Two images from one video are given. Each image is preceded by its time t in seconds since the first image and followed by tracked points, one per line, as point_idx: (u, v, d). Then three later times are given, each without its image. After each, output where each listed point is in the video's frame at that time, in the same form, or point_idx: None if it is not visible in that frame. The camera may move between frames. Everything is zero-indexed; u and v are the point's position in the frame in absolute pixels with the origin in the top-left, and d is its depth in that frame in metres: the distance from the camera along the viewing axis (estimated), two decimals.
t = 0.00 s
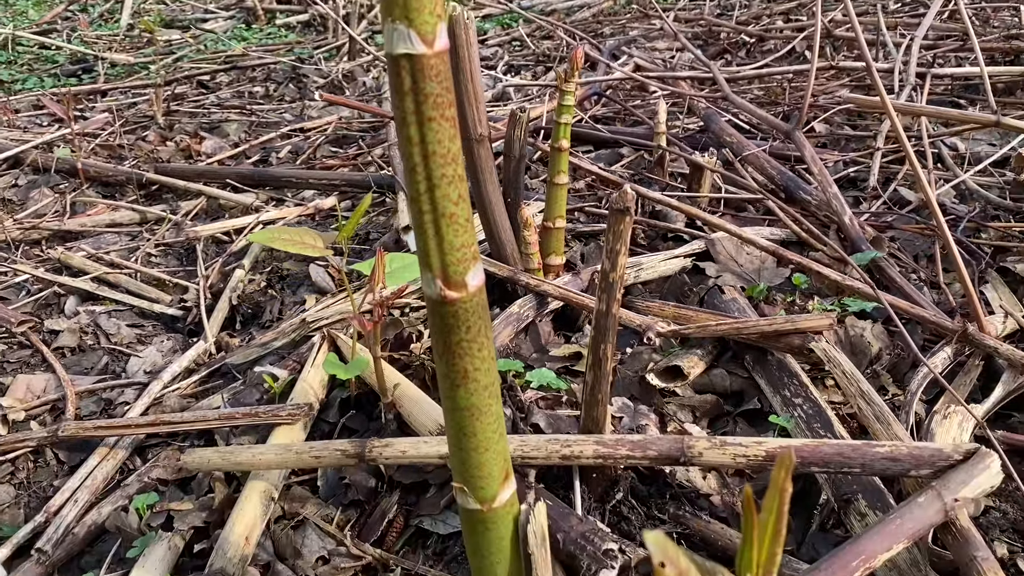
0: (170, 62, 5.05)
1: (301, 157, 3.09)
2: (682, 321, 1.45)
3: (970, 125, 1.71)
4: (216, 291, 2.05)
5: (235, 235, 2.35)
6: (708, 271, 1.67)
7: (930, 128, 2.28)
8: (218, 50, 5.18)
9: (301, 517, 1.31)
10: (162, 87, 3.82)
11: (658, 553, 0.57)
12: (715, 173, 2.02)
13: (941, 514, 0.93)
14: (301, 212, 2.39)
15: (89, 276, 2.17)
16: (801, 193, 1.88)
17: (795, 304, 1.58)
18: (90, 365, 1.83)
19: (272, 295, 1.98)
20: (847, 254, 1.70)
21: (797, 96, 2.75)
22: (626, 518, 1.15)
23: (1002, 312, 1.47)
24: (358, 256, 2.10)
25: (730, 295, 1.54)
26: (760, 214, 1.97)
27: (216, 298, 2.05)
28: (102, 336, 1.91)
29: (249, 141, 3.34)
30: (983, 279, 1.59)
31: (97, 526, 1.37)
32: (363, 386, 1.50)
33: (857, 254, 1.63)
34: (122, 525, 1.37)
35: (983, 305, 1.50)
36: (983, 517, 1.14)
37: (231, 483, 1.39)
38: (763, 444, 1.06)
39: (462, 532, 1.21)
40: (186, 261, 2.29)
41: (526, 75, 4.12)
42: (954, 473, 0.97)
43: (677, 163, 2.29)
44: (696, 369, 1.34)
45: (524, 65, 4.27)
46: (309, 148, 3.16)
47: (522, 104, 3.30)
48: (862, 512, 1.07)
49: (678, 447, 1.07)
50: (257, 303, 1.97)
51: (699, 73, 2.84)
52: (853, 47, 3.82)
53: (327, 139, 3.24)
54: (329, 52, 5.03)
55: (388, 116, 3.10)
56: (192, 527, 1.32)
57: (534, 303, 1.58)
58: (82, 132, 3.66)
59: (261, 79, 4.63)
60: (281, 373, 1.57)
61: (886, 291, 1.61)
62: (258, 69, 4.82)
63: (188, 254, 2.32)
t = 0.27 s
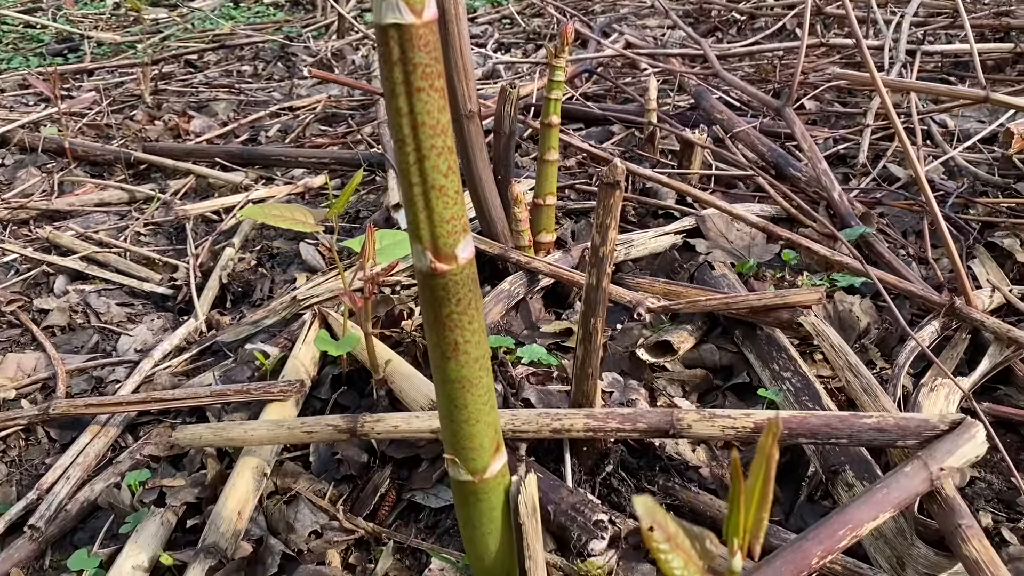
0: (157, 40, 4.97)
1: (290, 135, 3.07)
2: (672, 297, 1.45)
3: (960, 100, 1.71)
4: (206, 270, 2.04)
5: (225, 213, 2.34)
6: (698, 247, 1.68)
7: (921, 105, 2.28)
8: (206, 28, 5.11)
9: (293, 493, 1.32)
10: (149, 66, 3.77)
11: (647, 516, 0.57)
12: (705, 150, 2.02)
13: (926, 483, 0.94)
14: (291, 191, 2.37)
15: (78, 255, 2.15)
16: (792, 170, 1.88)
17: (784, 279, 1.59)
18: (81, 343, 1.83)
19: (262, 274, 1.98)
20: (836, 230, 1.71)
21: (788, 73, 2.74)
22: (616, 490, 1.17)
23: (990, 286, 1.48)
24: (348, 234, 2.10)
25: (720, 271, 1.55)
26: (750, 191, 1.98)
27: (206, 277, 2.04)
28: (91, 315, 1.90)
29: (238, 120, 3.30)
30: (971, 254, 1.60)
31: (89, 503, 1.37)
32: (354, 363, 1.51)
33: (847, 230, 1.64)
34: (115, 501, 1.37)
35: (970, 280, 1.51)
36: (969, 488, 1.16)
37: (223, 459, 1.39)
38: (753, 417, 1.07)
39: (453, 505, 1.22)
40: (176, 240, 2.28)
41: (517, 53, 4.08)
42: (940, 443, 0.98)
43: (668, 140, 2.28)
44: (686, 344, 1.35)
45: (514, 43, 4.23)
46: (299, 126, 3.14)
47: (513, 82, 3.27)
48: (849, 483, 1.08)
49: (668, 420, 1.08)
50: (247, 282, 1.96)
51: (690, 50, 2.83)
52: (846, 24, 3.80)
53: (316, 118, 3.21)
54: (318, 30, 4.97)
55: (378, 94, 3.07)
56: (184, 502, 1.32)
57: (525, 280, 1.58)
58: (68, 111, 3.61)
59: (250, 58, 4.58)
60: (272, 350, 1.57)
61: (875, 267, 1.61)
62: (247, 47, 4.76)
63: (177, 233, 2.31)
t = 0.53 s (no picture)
0: (142, 16, 4.89)
1: (278, 111, 3.03)
2: (662, 268, 1.45)
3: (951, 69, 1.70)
4: (194, 245, 2.02)
5: (212, 188, 2.31)
6: (689, 219, 1.67)
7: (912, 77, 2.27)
8: (192, 5, 5.03)
9: (283, 464, 1.31)
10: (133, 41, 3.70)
11: (634, 472, 0.55)
12: (696, 122, 2.00)
13: (916, 446, 0.95)
14: (279, 165, 2.35)
15: (64, 231, 2.12)
16: (783, 141, 1.87)
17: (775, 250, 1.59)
18: (68, 318, 1.81)
19: (250, 248, 1.96)
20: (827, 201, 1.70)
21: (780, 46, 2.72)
22: (606, 458, 1.17)
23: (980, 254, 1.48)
24: (337, 208, 2.08)
25: (711, 242, 1.54)
26: (741, 163, 1.97)
27: (194, 251, 2.02)
28: (78, 290, 1.88)
29: (225, 96, 3.26)
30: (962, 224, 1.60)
31: (78, 477, 1.36)
32: (344, 334, 1.50)
33: (838, 200, 1.63)
34: (103, 474, 1.36)
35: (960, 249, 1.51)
36: (958, 453, 1.16)
37: (212, 431, 1.38)
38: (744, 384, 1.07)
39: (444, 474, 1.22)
40: (163, 216, 2.26)
41: (507, 28, 4.04)
42: (930, 407, 0.98)
43: (659, 114, 2.27)
44: (676, 314, 1.34)
45: (505, 19, 4.18)
46: (287, 102, 3.10)
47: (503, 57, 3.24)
48: (839, 448, 1.08)
49: (658, 387, 1.08)
50: (236, 256, 1.95)
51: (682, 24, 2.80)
52: None
53: (304, 93, 3.17)
54: (306, 6, 4.90)
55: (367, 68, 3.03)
56: (173, 474, 1.31)
57: (516, 252, 1.57)
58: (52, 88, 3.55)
59: (237, 34, 4.51)
60: (261, 323, 1.56)
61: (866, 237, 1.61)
62: (234, 24, 4.68)
63: (165, 208, 2.28)
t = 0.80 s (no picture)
0: None
1: (268, 88, 3.00)
2: (656, 239, 1.45)
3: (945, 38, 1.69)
4: (185, 221, 2.00)
5: (202, 164, 2.29)
6: (682, 191, 1.66)
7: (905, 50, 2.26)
8: None
9: (277, 436, 1.31)
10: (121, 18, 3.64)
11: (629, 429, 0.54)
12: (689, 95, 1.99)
13: (909, 409, 0.96)
14: (270, 141, 2.33)
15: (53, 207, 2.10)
16: (776, 114, 1.87)
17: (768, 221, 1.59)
18: (59, 294, 1.80)
19: (242, 223, 1.95)
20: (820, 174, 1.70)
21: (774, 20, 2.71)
22: (600, 426, 1.18)
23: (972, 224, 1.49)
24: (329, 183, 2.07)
25: (704, 213, 1.54)
26: (734, 137, 1.96)
27: (185, 227, 2.00)
28: (69, 266, 1.87)
29: (215, 73, 3.22)
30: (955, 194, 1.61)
31: (72, 450, 1.36)
32: (337, 307, 1.50)
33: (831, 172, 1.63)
34: (97, 447, 1.36)
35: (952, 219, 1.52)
36: (950, 420, 1.17)
37: (206, 404, 1.38)
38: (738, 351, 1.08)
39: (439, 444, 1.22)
40: (154, 192, 2.23)
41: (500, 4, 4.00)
42: (923, 371, 0.99)
43: (652, 88, 2.25)
44: (670, 285, 1.35)
45: None
46: (277, 79, 3.07)
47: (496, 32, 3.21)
48: (832, 414, 1.09)
49: (652, 354, 1.08)
50: (227, 232, 1.93)
51: None
52: None
53: (294, 70, 3.14)
54: None
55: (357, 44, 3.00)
56: (168, 446, 1.31)
57: (509, 224, 1.56)
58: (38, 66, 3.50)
59: (226, 11, 4.45)
60: (253, 297, 1.55)
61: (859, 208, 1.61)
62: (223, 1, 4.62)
63: (155, 185, 2.26)
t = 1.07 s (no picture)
0: None
1: (260, 70, 2.98)
2: (650, 218, 1.45)
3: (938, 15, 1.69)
4: (178, 202, 2.00)
5: (195, 146, 2.28)
6: (676, 169, 1.66)
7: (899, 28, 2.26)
8: None
9: (274, 415, 1.32)
10: None
11: (626, 397, 0.53)
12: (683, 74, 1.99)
13: (901, 382, 0.97)
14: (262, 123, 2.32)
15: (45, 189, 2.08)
16: (769, 93, 1.87)
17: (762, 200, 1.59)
18: (53, 276, 1.79)
19: (236, 204, 1.94)
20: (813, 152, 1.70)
21: None
22: (595, 402, 1.19)
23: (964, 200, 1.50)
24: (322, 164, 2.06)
25: (698, 192, 1.54)
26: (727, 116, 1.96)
27: (179, 209, 1.99)
28: (62, 248, 1.86)
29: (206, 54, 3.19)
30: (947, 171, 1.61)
31: (68, 430, 1.36)
32: (331, 287, 1.50)
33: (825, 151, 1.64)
34: (93, 427, 1.36)
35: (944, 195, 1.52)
36: (942, 394, 1.19)
37: (202, 383, 1.38)
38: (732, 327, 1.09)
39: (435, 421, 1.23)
40: (147, 174, 2.22)
41: None
42: (915, 344, 1.00)
43: (646, 68, 2.25)
44: (664, 263, 1.34)
45: None
46: (269, 60, 3.04)
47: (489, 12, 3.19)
48: (825, 388, 1.10)
49: (646, 330, 1.09)
50: (221, 213, 1.93)
51: None
52: None
53: (286, 52, 3.11)
54: None
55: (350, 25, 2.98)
56: (164, 425, 1.32)
57: (503, 204, 1.56)
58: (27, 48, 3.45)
59: None
60: (248, 278, 1.55)
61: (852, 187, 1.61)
62: None
63: (148, 167, 2.25)
